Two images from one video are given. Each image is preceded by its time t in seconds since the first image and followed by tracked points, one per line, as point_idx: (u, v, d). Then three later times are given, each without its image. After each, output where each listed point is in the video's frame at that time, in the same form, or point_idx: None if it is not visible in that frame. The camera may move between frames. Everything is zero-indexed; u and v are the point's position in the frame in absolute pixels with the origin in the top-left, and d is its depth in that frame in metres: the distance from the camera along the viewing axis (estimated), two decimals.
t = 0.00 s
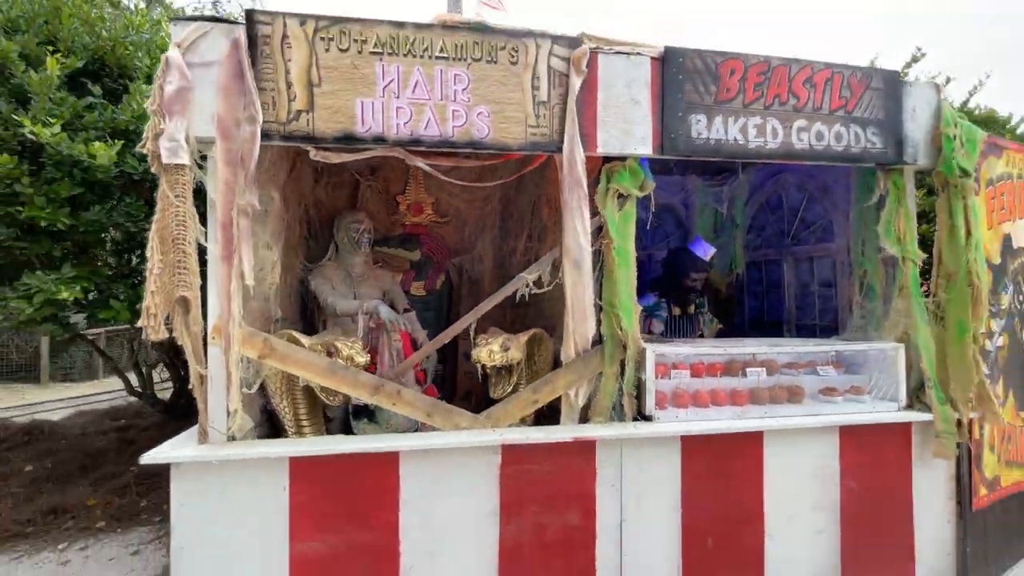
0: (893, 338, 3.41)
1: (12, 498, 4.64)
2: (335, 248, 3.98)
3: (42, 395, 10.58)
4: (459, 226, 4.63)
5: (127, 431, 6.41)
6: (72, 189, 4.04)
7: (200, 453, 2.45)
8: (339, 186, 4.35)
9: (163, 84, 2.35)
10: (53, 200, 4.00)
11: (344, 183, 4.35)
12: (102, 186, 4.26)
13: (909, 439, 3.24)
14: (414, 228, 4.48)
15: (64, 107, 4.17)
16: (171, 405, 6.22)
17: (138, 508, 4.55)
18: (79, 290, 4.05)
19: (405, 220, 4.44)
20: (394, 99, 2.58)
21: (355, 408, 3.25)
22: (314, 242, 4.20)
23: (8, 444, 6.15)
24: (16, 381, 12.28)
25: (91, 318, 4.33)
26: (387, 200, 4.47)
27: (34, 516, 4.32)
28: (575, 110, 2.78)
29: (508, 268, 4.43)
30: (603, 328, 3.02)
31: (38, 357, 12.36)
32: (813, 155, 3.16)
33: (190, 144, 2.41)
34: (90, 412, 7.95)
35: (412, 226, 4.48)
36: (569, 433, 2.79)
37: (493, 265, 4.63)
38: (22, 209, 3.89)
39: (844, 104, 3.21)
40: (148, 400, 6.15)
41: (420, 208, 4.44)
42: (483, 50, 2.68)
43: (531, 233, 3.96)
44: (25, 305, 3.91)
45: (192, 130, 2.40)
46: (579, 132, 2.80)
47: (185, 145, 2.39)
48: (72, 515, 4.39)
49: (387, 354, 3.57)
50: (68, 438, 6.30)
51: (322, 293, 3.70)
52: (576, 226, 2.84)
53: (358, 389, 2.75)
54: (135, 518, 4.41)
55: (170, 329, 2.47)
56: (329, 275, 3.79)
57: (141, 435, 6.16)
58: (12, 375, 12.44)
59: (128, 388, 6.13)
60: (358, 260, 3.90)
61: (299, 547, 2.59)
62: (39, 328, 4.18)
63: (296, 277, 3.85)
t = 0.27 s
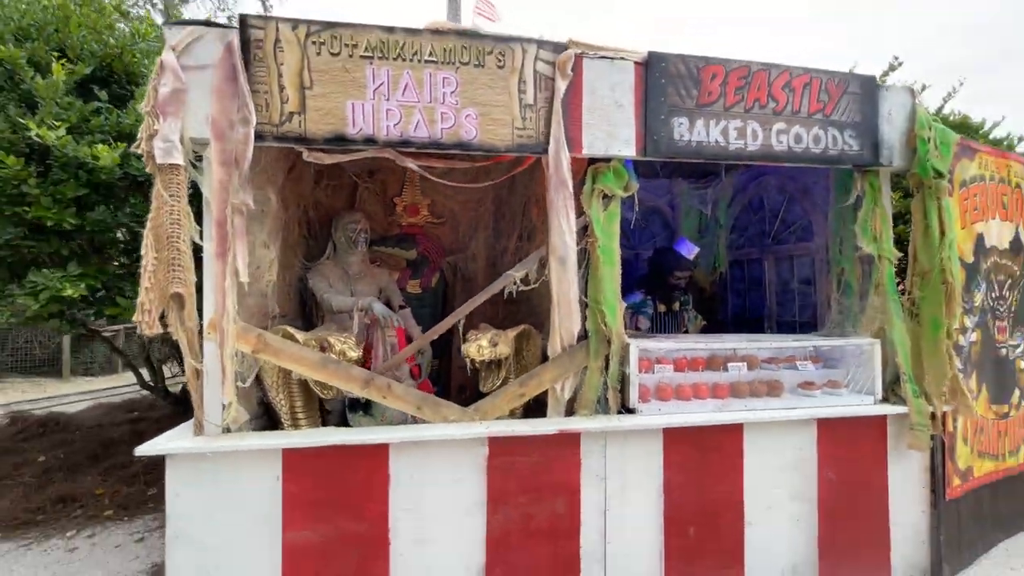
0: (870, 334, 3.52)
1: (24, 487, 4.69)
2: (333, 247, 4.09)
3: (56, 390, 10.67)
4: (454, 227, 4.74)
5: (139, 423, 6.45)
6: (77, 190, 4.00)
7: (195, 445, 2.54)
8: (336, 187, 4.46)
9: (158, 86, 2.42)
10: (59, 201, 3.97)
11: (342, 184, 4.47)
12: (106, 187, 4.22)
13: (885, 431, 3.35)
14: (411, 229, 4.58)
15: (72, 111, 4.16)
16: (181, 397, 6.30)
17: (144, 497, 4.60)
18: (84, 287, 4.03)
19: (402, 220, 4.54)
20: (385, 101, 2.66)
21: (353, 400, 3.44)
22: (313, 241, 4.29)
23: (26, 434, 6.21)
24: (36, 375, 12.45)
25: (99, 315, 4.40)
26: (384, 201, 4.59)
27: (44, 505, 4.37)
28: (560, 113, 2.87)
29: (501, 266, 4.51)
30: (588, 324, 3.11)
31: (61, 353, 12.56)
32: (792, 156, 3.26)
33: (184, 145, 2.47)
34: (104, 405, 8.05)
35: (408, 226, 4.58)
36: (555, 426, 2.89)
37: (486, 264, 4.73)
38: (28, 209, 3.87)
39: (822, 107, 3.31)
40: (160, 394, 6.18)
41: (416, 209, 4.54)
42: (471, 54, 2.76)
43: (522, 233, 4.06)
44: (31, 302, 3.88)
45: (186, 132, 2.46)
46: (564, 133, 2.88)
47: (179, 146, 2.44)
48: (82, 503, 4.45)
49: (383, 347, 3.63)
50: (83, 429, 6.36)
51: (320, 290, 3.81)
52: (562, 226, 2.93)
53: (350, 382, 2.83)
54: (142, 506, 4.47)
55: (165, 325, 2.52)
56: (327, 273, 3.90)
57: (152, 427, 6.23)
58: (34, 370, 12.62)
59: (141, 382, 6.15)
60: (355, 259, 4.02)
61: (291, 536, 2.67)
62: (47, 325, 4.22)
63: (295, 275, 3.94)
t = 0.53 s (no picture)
0: (855, 331, 3.52)
1: (15, 482, 4.61)
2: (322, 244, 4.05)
3: (58, 386, 10.52)
4: (444, 225, 4.69)
5: (133, 421, 6.37)
6: (65, 189, 3.62)
7: (172, 441, 2.51)
8: (326, 185, 4.40)
9: (133, 78, 2.37)
10: (45, 198, 3.60)
11: (332, 181, 4.41)
12: (94, 183, 3.84)
13: (869, 428, 3.35)
14: (401, 227, 4.53)
15: (61, 109, 3.76)
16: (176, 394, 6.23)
17: (136, 492, 4.53)
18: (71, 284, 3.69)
19: (393, 218, 4.49)
20: (366, 96, 2.63)
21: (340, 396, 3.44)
22: (304, 239, 4.17)
23: (24, 429, 6.11)
24: (41, 371, 12.28)
25: (89, 311, 4.22)
26: (375, 199, 4.50)
27: (34, 500, 4.30)
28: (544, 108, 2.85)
29: (489, 263, 4.50)
30: (572, 321, 3.10)
31: (66, 348, 12.38)
32: (777, 153, 3.25)
33: (160, 140, 2.43)
34: (103, 400, 7.93)
35: (398, 224, 4.53)
36: (538, 423, 2.87)
37: (475, 262, 4.70)
38: (12, 207, 3.51)
39: (808, 104, 3.31)
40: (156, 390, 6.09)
41: (406, 207, 4.50)
42: (454, 49, 2.73)
43: (510, 229, 4.04)
44: (15, 299, 3.58)
45: (162, 127, 2.43)
46: (549, 129, 2.87)
47: (156, 140, 2.40)
48: (72, 500, 4.37)
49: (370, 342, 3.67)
50: (79, 425, 6.30)
51: (308, 288, 3.76)
52: (547, 222, 2.91)
53: (334, 380, 2.80)
54: (133, 502, 4.39)
55: (142, 322, 2.49)
56: (315, 270, 3.86)
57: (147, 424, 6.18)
58: (40, 366, 12.39)
59: (137, 378, 6.06)
60: (344, 256, 3.99)
61: (272, 534, 2.66)
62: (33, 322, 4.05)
63: (284, 273, 3.87)
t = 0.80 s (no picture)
0: (844, 329, 3.49)
1: None
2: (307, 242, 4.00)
3: (48, 386, 10.46)
4: (433, 223, 4.64)
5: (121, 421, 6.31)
6: (43, 185, 3.57)
7: (148, 443, 2.46)
8: (312, 182, 4.34)
9: (104, 72, 2.32)
10: (21, 195, 3.55)
11: (318, 178, 4.36)
12: (73, 180, 3.80)
13: (858, 427, 3.32)
14: (389, 224, 4.49)
15: (39, 104, 3.71)
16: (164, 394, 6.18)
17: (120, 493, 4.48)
18: (48, 283, 3.64)
19: (380, 215, 4.44)
20: (345, 91, 2.59)
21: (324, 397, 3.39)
22: (289, 237, 4.12)
23: (8, 430, 6.03)
24: (33, 371, 12.20)
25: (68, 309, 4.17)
26: (362, 196, 4.45)
27: (17, 502, 4.25)
28: (528, 103, 2.80)
29: (477, 261, 4.45)
30: (557, 320, 3.06)
31: (57, 348, 12.36)
32: (766, 150, 3.21)
33: (133, 135, 2.39)
34: (92, 400, 7.87)
35: (386, 222, 4.49)
36: (522, 423, 2.84)
37: (464, 260, 4.65)
38: None
39: (797, 100, 3.26)
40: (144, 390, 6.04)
41: (394, 205, 4.45)
42: (435, 43, 2.69)
43: (497, 227, 4.01)
44: None
45: (135, 122, 2.38)
46: (532, 125, 2.82)
47: (128, 136, 2.36)
48: (55, 501, 4.32)
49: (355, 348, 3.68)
50: (66, 425, 6.24)
51: (292, 286, 3.72)
52: (531, 220, 2.87)
53: (314, 380, 2.76)
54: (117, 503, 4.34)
55: (115, 321, 2.44)
56: (300, 269, 3.81)
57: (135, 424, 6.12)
58: (32, 365, 12.32)
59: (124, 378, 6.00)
60: (330, 254, 3.95)
61: (250, 536, 2.60)
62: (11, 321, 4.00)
63: (269, 272, 3.82)
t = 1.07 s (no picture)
0: (821, 326, 3.54)
1: None
2: (293, 240, 4.03)
3: (44, 383, 10.52)
4: (420, 221, 4.69)
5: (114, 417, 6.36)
6: (29, 184, 3.61)
7: (130, 437, 2.51)
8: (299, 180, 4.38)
9: (83, 73, 2.35)
10: (8, 194, 3.59)
11: (306, 177, 4.38)
12: (59, 179, 3.84)
13: (833, 422, 3.38)
14: (376, 223, 4.51)
15: (26, 103, 3.75)
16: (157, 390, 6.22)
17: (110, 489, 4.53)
18: (35, 281, 3.69)
19: (367, 214, 4.45)
20: (324, 92, 2.63)
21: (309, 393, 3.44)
22: (276, 236, 4.15)
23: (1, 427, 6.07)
24: (28, 368, 12.24)
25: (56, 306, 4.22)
26: (349, 194, 4.47)
27: (8, 497, 4.30)
28: (505, 103, 2.85)
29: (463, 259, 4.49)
30: (536, 317, 3.11)
31: (53, 345, 12.41)
32: (743, 149, 3.25)
33: (113, 135, 2.43)
34: (87, 397, 7.93)
35: (374, 220, 4.51)
36: (499, 418, 2.89)
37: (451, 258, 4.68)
38: None
39: (774, 100, 3.30)
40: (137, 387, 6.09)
41: (382, 203, 4.44)
42: (414, 44, 2.73)
43: (482, 225, 4.06)
44: None
45: (115, 122, 2.42)
46: (510, 125, 2.87)
47: (107, 135, 2.40)
48: (46, 496, 4.37)
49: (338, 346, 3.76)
50: (60, 421, 6.29)
51: (278, 284, 3.76)
52: (509, 218, 2.92)
53: (295, 376, 2.80)
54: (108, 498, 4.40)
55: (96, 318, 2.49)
56: (286, 267, 3.86)
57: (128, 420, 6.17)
58: (28, 363, 12.37)
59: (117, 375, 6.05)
60: (316, 252, 3.98)
61: (232, 529, 2.65)
62: None
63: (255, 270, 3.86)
